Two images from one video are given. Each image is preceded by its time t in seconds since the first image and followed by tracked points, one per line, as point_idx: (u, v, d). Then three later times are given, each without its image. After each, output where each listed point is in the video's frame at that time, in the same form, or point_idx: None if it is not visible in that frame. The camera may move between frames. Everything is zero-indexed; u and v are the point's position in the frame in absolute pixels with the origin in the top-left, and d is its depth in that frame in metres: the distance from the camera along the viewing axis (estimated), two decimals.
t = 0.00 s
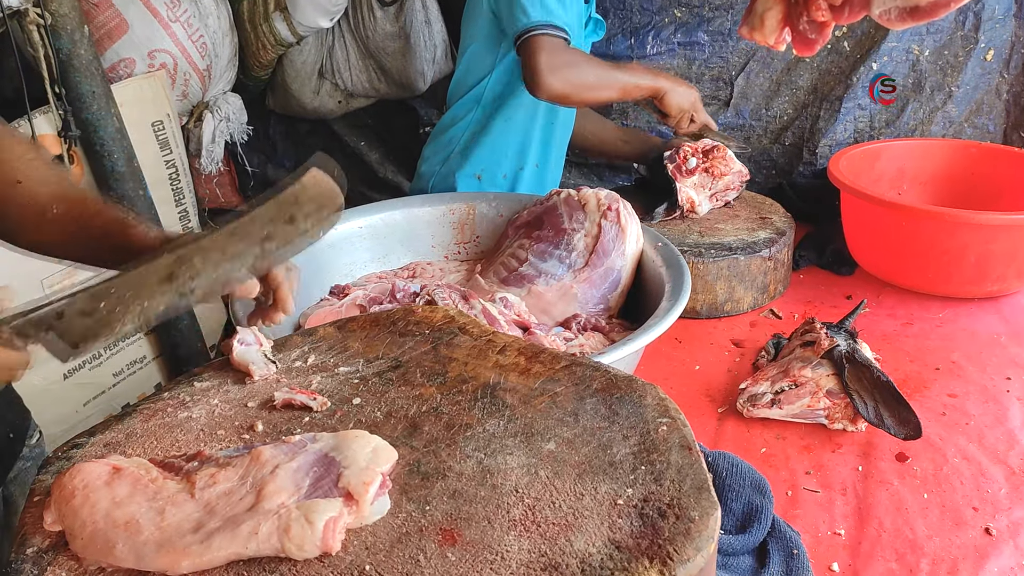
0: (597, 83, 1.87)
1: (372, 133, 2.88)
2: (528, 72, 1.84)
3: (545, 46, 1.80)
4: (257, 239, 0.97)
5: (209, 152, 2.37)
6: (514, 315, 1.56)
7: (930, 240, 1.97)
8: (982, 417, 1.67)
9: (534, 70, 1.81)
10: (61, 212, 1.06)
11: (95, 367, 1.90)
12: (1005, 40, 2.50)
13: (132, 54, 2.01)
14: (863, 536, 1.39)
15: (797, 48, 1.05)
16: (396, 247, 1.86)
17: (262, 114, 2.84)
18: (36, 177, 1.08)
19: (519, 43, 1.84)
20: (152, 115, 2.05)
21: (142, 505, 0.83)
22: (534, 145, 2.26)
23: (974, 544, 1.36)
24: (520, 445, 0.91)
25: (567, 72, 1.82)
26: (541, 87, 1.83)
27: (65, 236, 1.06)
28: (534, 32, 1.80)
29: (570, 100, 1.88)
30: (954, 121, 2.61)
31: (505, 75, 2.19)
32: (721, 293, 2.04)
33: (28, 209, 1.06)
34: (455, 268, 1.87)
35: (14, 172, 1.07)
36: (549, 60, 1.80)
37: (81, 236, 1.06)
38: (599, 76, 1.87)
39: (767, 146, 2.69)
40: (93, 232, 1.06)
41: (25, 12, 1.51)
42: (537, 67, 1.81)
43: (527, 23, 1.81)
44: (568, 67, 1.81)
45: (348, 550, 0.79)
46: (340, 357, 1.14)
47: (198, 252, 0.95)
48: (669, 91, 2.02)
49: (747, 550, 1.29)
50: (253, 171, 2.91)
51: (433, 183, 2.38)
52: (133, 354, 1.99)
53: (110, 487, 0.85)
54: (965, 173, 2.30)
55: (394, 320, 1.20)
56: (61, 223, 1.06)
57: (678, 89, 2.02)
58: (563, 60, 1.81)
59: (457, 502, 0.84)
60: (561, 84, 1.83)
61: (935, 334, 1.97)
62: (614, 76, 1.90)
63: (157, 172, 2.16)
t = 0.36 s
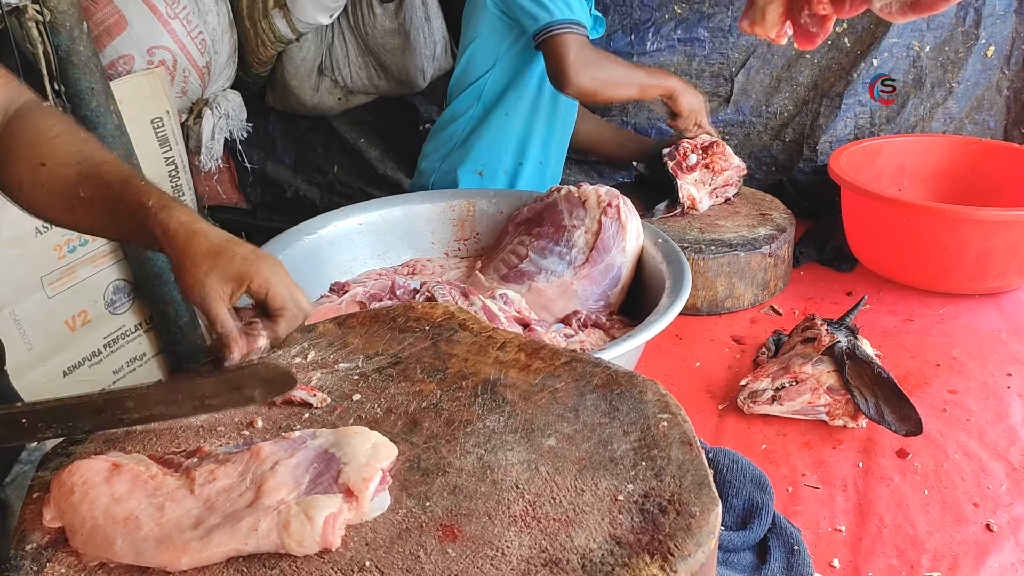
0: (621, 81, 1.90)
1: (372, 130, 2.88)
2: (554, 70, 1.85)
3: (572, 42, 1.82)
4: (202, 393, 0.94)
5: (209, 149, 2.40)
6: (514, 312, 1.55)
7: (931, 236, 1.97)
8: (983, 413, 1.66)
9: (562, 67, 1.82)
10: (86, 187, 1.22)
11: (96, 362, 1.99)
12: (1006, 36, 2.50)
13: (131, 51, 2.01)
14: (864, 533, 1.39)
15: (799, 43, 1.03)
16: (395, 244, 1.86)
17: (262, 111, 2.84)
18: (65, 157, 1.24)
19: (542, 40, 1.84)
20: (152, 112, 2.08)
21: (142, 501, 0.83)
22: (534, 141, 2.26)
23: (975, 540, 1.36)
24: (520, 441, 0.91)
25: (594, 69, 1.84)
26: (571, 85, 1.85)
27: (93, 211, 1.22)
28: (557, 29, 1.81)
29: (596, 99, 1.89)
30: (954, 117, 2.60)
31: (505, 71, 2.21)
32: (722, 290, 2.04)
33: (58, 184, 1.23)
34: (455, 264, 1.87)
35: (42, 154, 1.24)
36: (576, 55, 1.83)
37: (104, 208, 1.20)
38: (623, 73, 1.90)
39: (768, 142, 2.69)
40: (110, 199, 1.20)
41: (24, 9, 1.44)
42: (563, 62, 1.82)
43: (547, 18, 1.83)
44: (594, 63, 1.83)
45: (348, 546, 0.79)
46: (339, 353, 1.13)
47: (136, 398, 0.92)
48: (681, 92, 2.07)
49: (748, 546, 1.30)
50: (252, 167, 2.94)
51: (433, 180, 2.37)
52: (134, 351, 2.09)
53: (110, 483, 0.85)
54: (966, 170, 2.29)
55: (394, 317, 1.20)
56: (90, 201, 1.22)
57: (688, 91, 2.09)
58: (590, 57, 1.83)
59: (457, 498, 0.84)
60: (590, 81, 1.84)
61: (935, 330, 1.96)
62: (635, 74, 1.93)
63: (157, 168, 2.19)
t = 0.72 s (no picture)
0: (595, 52, 1.85)
1: (371, 127, 2.88)
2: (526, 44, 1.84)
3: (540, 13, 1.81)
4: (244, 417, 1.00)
5: (208, 147, 2.39)
6: (514, 309, 1.56)
7: (930, 234, 1.97)
8: (982, 410, 1.67)
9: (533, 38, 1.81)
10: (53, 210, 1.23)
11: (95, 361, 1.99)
12: (1005, 33, 2.49)
13: (130, 48, 2.00)
14: (863, 530, 1.39)
15: (798, 41, 1.07)
16: (394, 241, 1.86)
17: (261, 109, 2.83)
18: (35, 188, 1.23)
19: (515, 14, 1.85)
20: (150, 110, 2.07)
21: (142, 499, 0.83)
22: (534, 137, 2.26)
23: (974, 537, 1.36)
24: (520, 439, 0.91)
25: (565, 39, 1.81)
26: (541, 55, 1.82)
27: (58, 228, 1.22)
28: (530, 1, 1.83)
29: (571, 70, 1.85)
30: (954, 114, 2.60)
31: (505, 67, 2.20)
32: (721, 287, 2.04)
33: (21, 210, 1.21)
34: (455, 262, 1.87)
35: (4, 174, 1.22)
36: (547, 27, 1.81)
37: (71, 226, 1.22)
38: (595, 44, 1.86)
39: (768, 140, 2.69)
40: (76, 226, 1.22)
41: (23, 6, 1.48)
42: (534, 35, 1.81)
43: None
44: (563, 34, 1.81)
45: (348, 543, 0.79)
46: (339, 351, 1.13)
47: (147, 370, 1.02)
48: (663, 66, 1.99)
49: (747, 543, 1.29)
50: (253, 166, 2.92)
51: (433, 176, 2.37)
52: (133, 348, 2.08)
53: (110, 481, 0.85)
54: (966, 167, 2.29)
55: (393, 314, 1.20)
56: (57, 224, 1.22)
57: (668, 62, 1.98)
58: (561, 28, 1.81)
59: (457, 496, 0.84)
60: (561, 51, 1.81)
61: (935, 328, 1.96)
62: (609, 45, 1.88)
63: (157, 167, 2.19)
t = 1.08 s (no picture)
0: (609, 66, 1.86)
1: (370, 126, 2.88)
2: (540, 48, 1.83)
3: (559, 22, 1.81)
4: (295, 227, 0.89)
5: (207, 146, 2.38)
6: (513, 308, 1.56)
7: (930, 232, 1.97)
8: (981, 408, 1.67)
9: (550, 43, 1.80)
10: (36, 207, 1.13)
11: (95, 359, 1.97)
12: (1005, 31, 2.49)
13: (130, 47, 2.00)
14: (862, 528, 1.39)
15: (796, 37, 1.10)
16: (394, 240, 1.85)
17: (261, 108, 2.83)
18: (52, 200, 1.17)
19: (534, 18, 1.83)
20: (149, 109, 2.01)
21: (140, 498, 0.83)
22: (534, 136, 2.27)
23: (973, 535, 1.36)
24: (519, 438, 0.91)
25: (584, 49, 1.81)
26: (557, 62, 1.81)
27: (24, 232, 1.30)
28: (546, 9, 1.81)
29: (582, 81, 1.85)
30: (954, 112, 2.60)
31: (507, 67, 2.21)
32: (721, 285, 2.04)
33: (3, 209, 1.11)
34: (455, 260, 1.86)
35: None
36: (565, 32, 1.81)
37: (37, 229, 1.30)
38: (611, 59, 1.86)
39: (767, 138, 2.69)
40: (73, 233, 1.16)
41: (20, 6, 1.44)
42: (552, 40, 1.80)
43: None
44: (581, 43, 1.81)
45: (347, 542, 0.79)
46: (338, 350, 1.13)
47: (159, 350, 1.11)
48: (670, 89, 2.04)
49: (746, 542, 1.29)
50: (252, 164, 2.92)
51: (434, 175, 2.36)
52: (134, 346, 2.05)
53: (109, 480, 0.85)
54: (965, 165, 2.29)
55: (392, 313, 1.20)
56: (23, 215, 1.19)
57: (677, 88, 2.06)
58: (579, 37, 1.81)
59: (456, 495, 0.84)
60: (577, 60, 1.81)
61: (935, 325, 1.96)
62: (623, 62, 1.89)
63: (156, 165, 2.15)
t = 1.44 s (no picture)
0: (611, 52, 1.85)
1: (371, 125, 2.88)
2: (541, 37, 1.83)
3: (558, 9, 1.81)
4: (343, 257, 0.96)
5: (208, 144, 2.38)
6: (514, 307, 1.56)
7: (930, 231, 1.97)
8: (983, 407, 1.66)
9: (550, 31, 1.80)
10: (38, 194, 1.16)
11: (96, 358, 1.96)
12: (1007, 30, 2.49)
13: (130, 46, 2.00)
14: (863, 527, 1.39)
15: (799, 35, 1.11)
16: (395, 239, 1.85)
17: (261, 107, 2.83)
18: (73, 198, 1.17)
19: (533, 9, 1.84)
20: (150, 108, 2.03)
21: (141, 496, 0.83)
22: (535, 136, 2.27)
23: (975, 534, 1.36)
24: (520, 436, 0.91)
25: (583, 36, 1.81)
26: (557, 50, 1.81)
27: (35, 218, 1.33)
28: None
29: (583, 69, 1.85)
30: (955, 111, 2.60)
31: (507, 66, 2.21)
32: (722, 284, 2.04)
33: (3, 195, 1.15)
34: (456, 259, 1.86)
35: None
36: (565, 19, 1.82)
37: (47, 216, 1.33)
38: (610, 45, 1.86)
39: (768, 137, 2.68)
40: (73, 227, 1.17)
41: (21, 4, 1.47)
42: (552, 28, 1.80)
43: None
44: (581, 29, 1.81)
45: (348, 541, 0.79)
46: (339, 348, 1.13)
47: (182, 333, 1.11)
48: (676, 76, 1.98)
49: (747, 540, 1.29)
50: (253, 163, 2.93)
51: (434, 174, 2.37)
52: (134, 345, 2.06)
53: (109, 478, 0.85)
54: (967, 164, 2.29)
55: (394, 312, 1.20)
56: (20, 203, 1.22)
57: (685, 75, 1.99)
58: (578, 24, 1.81)
59: (457, 493, 0.84)
60: (578, 47, 1.81)
61: (936, 325, 1.96)
62: (624, 50, 1.88)
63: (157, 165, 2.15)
